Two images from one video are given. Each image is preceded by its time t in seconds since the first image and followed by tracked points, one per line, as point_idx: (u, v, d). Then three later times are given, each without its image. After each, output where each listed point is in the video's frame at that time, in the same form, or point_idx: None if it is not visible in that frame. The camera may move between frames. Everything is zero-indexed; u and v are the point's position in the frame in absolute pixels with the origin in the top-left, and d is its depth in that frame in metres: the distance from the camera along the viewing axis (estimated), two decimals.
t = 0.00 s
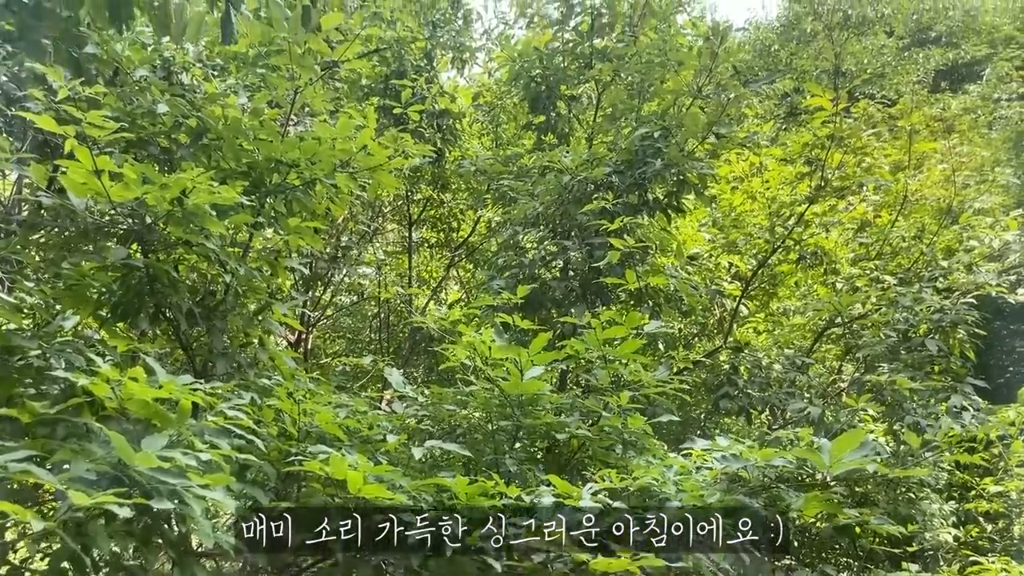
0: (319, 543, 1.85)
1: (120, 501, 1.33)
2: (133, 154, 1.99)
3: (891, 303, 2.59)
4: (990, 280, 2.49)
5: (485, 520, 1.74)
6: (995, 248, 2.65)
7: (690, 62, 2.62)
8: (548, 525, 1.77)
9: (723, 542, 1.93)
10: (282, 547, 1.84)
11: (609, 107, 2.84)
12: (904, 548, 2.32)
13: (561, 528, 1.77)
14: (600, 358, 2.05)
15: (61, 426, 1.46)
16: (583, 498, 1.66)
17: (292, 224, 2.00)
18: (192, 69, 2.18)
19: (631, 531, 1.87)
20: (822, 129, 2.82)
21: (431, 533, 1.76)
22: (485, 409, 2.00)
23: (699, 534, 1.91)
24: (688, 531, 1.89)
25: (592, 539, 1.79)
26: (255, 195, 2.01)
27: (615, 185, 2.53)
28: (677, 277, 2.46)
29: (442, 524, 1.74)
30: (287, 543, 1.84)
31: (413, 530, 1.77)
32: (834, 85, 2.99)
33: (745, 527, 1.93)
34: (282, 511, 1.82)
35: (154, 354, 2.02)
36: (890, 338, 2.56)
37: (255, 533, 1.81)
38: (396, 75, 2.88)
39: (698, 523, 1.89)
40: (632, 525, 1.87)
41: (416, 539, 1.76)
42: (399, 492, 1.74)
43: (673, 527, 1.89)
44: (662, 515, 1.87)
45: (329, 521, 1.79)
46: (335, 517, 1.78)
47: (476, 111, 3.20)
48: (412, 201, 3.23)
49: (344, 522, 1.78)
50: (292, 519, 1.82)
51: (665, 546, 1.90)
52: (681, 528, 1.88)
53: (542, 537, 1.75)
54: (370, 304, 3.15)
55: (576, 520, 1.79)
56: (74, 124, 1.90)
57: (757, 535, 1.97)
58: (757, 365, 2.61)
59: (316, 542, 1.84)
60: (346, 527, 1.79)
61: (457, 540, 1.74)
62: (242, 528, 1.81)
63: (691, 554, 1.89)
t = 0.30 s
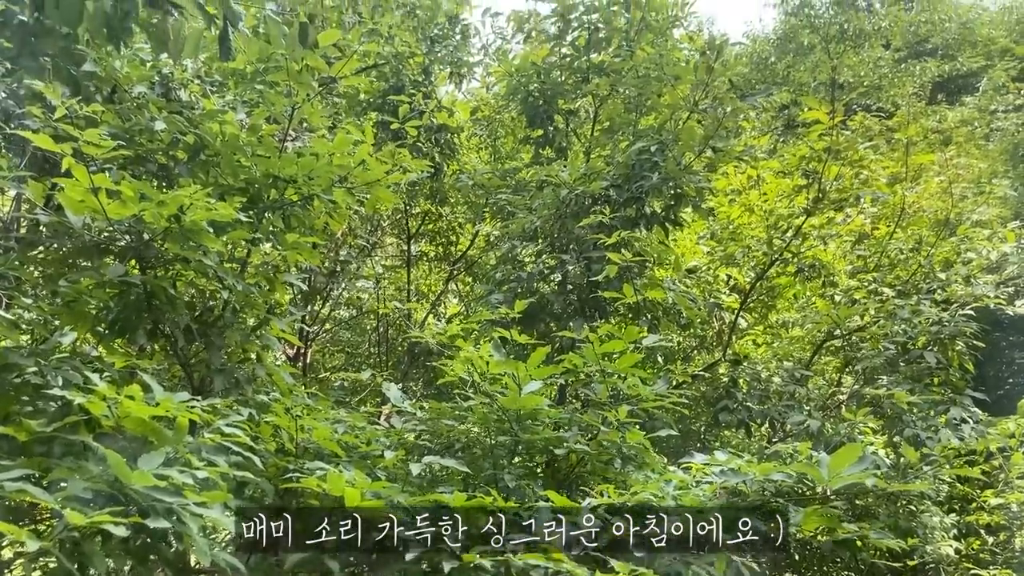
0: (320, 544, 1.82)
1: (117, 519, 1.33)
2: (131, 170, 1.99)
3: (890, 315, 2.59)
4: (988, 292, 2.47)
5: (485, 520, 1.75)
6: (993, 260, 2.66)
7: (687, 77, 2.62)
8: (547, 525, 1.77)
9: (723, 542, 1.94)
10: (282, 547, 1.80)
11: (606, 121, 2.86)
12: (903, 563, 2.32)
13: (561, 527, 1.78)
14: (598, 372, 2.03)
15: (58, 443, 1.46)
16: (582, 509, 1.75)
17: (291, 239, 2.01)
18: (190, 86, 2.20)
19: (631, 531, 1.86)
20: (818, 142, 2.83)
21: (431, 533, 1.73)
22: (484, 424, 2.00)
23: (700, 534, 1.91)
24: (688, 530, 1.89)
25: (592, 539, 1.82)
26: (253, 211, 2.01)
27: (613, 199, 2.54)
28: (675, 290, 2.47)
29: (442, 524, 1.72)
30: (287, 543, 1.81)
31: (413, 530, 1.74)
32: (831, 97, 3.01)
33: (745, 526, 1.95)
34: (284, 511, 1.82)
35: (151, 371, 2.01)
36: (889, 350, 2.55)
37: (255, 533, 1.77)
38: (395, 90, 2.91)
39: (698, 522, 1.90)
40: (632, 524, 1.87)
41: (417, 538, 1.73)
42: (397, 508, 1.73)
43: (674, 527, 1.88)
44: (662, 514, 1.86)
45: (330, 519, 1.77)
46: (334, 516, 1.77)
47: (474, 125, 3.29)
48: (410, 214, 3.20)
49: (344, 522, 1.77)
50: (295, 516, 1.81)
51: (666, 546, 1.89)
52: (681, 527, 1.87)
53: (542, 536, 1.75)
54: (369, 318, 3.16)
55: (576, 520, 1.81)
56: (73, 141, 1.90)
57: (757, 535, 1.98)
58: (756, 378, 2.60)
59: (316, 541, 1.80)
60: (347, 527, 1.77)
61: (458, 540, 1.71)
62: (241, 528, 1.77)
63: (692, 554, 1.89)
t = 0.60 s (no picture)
0: (319, 545, 1.83)
1: (115, 536, 1.32)
2: (131, 186, 2.00)
3: (889, 326, 2.59)
4: (988, 303, 2.50)
5: (486, 519, 1.87)
6: (991, 270, 2.68)
7: (684, 89, 2.64)
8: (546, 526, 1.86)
9: (723, 542, 1.98)
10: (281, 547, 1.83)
11: (605, 134, 2.87)
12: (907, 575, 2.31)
13: (561, 528, 1.85)
14: (597, 385, 2.02)
15: (57, 459, 1.45)
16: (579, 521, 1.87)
17: (290, 253, 2.01)
18: (190, 101, 2.21)
19: (631, 531, 1.94)
20: (816, 153, 2.83)
21: (431, 533, 1.84)
22: (483, 437, 1.98)
23: (700, 534, 1.96)
24: (688, 531, 1.94)
25: (592, 539, 1.90)
26: (252, 225, 2.02)
27: (611, 212, 2.55)
28: (675, 302, 2.48)
29: (442, 524, 1.85)
30: (286, 543, 1.83)
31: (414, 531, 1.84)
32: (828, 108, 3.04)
33: (745, 526, 1.97)
34: (283, 511, 1.84)
35: (151, 386, 2.01)
36: (889, 361, 2.55)
37: (255, 532, 1.82)
38: (394, 104, 2.92)
39: (698, 523, 1.95)
40: (632, 524, 1.93)
41: (415, 541, 1.81)
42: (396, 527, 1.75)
43: (674, 527, 1.94)
44: (662, 514, 1.93)
45: (330, 520, 1.77)
46: (334, 518, 1.76)
47: (472, 138, 3.24)
48: (409, 227, 3.22)
49: (343, 522, 1.75)
50: (294, 518, 1.83)
51: (666, 546, 1.94)
52: (681, 527, 1.93)
53: (540, 537, 1.84)
54: (368, 331, 3.16)
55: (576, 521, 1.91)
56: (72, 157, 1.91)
57: (757, 535, 1.99)
58: (756, 390, 2.60)
59: (315, 542, 1.82)
60: (346, 527, 1.77)
61: (456, 540, 1.84)
62: (242, 528, 1.83)
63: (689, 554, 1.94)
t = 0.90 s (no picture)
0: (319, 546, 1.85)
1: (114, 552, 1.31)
2: (130, 200, 2.00)
3: (889, 337, 2.59)
4: (988, 313, 2.57)
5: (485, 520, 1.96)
6: (991, 280, 2.73)
7: (683, 101, 2.67)
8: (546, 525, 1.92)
9: (723, 542, 2.01)
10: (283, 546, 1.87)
11: (604, 146, 2.88)
12: None
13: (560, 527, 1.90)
14: (598, 397, 2.02)
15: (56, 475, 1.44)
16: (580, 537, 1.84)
17: (289, 266, 2.01)
18: (189, 115, 2.22)
19: (631, 531, 1.95)
20: (815, 164, 2.84)
21: (431, 533, 1.91)
22: (483, 450, 1.97)
23: (700, 534, 2.00)
24: (688, 531, 1.98)
25: (592, 538, 1.89)
26: (252, 238, 2.02)
27: (610, 223, 2.56)
28: (674, 313, 2.48)
29: (442, 523, 1.92)
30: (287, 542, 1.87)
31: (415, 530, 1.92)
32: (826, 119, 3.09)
33: (745, 526, 1.99)
34: (282, 511, 1.86)
35: (149, 400, 2.00)
36: (889, 372, 2.54)
37: (255, 532, 1.86)
38: (393, 117, 2.91)
39: (698, 523, 1.99)
40: (632, 524, 1.95)
41: (416, 539, 1.88)
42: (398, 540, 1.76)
43: (674, 527, 1.97)
44: (661, 514, 1.95)
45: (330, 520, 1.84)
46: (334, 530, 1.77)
47: (472, 149, 3.29)
48: (409, 239, 3.22)
49: (344, 522, 1.84)
50: (293, 518, 1.86)
51: (667, 546, 1.97)
52: (681, 527, 1.96)
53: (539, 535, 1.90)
54: (368, 343, 3.16)
55: (576, 521, 1.95)
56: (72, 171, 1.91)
57: (757, 535, 2.01)
58: (757, 401, 2.60)
59: (315, 542, 1.85)
60: (346, 527, 1.84)
61: (456, 539, 1.92)
62: (243, 527, 1.87)
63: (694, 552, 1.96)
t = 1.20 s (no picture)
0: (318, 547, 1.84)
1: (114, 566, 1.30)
2: (131, 212, 2.00)
3: (889, 346, 2.59)
4: (988, 322, 2.53)
5: (486, 520, 1.95)
6: (992, 289, 2.70)
7: (681, 112, 2.70)
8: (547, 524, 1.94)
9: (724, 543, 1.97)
10: (282, 548, 1.83)
11: (603, 156, 2.89)
12: None
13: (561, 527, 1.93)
14: (598, 407, 2.01)
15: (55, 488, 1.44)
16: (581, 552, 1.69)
17: (288, 276, 2.02)
18: (190, 127, 2.22)
19: (631, 531, 1.93)
20: (814, 174, 2.80)
21: (431, 534, 1.88)
22: (483, 461, 1.97)
23: (701, 534, 1.98)
24: (689, 530, 1.97)
25: (592, 539, 1.90)
26: (252, 250, 2.02)
27: (610, 233, 2.57)
28: (674, 323, 2.48)
29: (442, 524, 1.89)
30: (286, 543, 1.83)
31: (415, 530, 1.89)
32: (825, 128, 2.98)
33: (745, 527, 1.94)
34: (283, 511, 1.85)
35: (149, 411, 2.00)
36: (889, 382, 2.51)
37: (255, 532, 1.81)
38: (393, 127, 2.94)
39: (698, 522, 1.97)
40: (632, 524, 1.93)
41: (415, 539, 1.86)
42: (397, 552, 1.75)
43: (674, 527, 1.97)
44: (662, 514, 1.95)
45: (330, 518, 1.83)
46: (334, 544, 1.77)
47: (472, 160, 3.31)
48: (409, 249, 3.23)
49: (344, 522, 1.83)
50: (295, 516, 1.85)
51: (667, 546, 1.95)
52: (681, 527, 1.96)
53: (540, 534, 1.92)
54: (368, 353, 3.17)
55: (576, 521, 1.95)
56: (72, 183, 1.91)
57: (758, 535, 1.98)
58: (757, 410, 2.60)
59: (316, 541, 1.83)
60: (346, 527, 1.82)
61: (457, 540, 1.87)
62: (242, 528, 1.82)
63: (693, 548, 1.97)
